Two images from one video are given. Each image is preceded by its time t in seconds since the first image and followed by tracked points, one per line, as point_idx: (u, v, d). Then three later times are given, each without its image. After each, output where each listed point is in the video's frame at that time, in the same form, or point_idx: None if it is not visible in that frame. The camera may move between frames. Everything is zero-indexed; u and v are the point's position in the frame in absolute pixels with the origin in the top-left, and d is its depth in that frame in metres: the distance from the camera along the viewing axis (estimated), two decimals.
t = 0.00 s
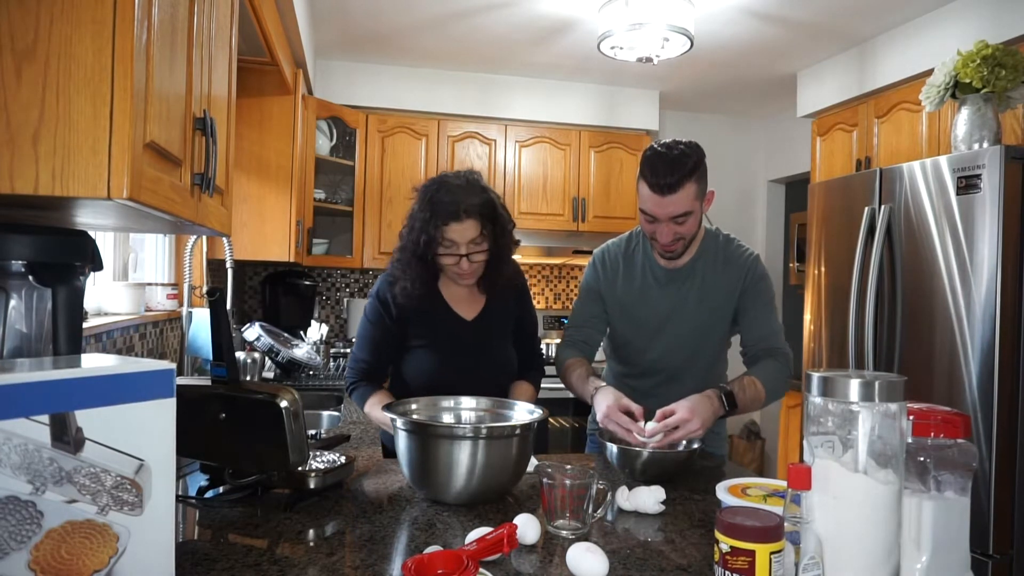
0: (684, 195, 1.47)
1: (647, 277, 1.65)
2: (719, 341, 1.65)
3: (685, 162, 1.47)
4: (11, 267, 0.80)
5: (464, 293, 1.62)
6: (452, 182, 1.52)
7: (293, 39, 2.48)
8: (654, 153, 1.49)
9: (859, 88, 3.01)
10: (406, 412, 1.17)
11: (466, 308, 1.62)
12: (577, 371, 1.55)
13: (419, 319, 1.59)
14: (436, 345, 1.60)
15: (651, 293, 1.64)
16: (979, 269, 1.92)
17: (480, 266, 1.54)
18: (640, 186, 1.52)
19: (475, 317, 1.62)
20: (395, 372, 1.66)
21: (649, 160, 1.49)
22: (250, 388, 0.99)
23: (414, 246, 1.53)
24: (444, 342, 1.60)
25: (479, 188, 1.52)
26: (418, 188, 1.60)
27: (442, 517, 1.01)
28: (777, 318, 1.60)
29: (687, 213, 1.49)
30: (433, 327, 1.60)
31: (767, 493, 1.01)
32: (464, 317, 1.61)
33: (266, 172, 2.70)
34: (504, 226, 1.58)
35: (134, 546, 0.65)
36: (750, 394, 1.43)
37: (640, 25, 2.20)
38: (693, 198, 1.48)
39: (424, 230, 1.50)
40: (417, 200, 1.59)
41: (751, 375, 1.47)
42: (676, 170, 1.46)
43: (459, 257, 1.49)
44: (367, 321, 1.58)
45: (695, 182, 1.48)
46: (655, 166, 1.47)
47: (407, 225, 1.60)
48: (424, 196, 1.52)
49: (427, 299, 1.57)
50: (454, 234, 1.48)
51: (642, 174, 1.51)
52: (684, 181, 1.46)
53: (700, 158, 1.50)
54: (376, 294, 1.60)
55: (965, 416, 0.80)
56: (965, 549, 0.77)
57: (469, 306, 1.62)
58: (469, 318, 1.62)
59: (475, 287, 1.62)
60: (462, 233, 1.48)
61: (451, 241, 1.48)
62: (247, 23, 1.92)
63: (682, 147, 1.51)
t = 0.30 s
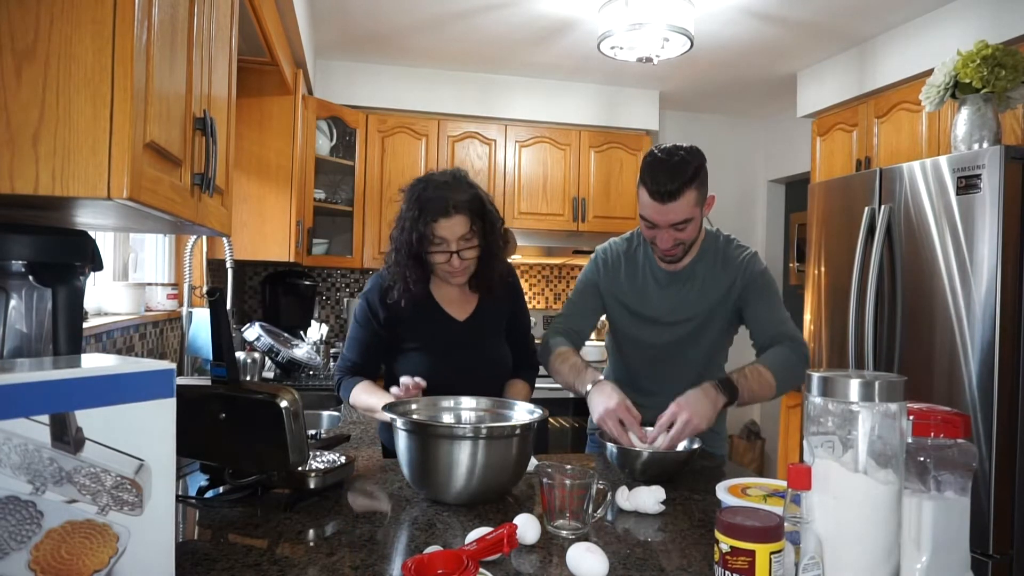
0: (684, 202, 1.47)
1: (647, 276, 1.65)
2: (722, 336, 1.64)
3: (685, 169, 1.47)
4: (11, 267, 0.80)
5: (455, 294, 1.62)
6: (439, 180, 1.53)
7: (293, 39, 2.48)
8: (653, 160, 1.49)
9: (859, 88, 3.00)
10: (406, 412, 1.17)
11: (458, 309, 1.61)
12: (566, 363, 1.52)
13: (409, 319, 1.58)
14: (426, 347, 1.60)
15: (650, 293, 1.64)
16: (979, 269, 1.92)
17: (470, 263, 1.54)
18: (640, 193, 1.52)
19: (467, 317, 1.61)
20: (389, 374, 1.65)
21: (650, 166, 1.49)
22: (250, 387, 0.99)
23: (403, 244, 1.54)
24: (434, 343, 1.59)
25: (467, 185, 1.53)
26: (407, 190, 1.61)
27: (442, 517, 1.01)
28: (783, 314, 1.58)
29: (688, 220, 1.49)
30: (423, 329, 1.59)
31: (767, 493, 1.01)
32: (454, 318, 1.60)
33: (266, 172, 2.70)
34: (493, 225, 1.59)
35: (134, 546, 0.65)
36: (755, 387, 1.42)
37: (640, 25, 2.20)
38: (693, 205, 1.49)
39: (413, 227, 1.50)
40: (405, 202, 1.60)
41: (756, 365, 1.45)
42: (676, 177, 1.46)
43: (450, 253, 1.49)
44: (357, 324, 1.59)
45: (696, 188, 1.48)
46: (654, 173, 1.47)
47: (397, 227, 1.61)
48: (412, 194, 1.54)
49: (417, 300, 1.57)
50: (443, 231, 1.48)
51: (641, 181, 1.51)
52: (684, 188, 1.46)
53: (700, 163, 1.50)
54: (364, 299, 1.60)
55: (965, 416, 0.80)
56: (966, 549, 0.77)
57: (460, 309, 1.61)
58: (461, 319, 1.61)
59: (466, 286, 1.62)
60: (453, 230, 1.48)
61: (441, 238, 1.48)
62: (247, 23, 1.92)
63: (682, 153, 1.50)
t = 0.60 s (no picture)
0: (684, 204, 1.47)
1: (648, 271, 1.65)
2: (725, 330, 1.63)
3: (684, 170, 1.46)
4: (11, 267, 0.80)
5: (453, 293, 1.63)
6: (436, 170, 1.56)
7: (293, 39, 2.48)
8: (652, 161, 1.49)
9: (859, 88, 3.00)
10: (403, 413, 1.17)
11: (457, 310, 1.62)
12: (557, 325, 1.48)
13: (410, 320, 1.58)
14: (431, 349, 1.59)
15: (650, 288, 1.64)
16: (979, 269, 1.92)
17: (468, 250, 1.55)
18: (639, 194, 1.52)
19: (466, 317, 1.62)
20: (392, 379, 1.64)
21: (649, 168, 1.49)
22: (250, 387, 0.99)
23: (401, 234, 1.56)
24: (438, 345, 1.59)
25: (462, 174, 1.57)
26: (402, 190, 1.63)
27: (441, 517, 1.01)
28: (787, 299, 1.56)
29: (688, 220, 1.49)
30: (426, 331, 1.58)
31: (767, 493, 1.01)
32: (453, 317, 1.60)
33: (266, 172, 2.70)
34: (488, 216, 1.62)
35: (134, 546, 0.65)
36: (759, 332, 1.36)
37: (640, 24, 2.20)
38: (693, 206, 1.48)
39: (410, 215, 1.53)
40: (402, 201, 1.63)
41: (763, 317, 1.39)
42: (676, 178, 1.45)
43: (448, 239, 1.51)
44: (359, 329, 1.58)
45: (695, 190, 1.47)
46: (653, 176, 1.47)
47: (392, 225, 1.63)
48: (408, 187, 1.57)
49: (417, 294, 1.57)
50: (441, 217, 1.50)
51: (640, 182, 1.50)
52: (684, 190, 1.46)
53: (698, 163, 1.49)
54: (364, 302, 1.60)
55: (965, 416, 0.80)
56: (965, 549, 0.77)
57: (459, 309, 1.62)
58: (459, 319, 1.61)
59: (464, 285, 1.63)
60: (449, 215, 1.50)
61: (439, 224, 1.50)
62: (247, 23, 1.92)
63: (680, 152, 1.50)
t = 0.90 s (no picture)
0: (682, 197, 1.47)
1: (645, 269, 1.65)
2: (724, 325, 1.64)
3: (682, 163, 1.46)
4: (11, 267, 0.80)
5: (461, 292, 1.63)
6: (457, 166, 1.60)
7: (293, 39, 2.48)
8: (650, 154, 1.49)
9: (859, 88, 3.00)
10: (398, 413, 1.16)
11: (464, 309, 1.61)
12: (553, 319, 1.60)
13: (416, 315, 1.57)
14: (433, 346, 1.58)
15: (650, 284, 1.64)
16: (979, 269, 1.92)
17: (486, 247, 1.57)
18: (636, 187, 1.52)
19: (472, 316, 1.61)
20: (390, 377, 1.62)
21: (646, 161, 1.49)
22: (250, 387, 0.99)
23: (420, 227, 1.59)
24: (441, 340, 1.58)
25: (486, 173, 1.62)
26: (417, 190, 1.66)
27: (441, 517, 1.01)
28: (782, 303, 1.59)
29: (686, 213, 1.49)
30: (429, 327, 1.58)
31: (767, 493, 1.01)
32: (460, 316, 1.60)
33: (266, 172, 2.70)
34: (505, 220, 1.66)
35: (133, 546, 0.65)
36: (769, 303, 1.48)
37: (640, 24, 2.20)
38: (691, 199, 1.48)
39: (432, 206, 1.56)
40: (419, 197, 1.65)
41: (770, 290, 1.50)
42: (673, 171, 1.46)
43: (469, 231, 1.53)
44: (364, 321, 1.57)
45: (692, 183, 1.47)
46: (650, 168, 1.47)
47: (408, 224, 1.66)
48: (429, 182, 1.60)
49: (428, 288, 1.58)
50: (464, 209, 1.54)
51: (638, 176, 1.51)
52: (681, 182, 1.46)
53: (695, 157, 1.49)
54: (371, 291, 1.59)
55: (965, 415, 0.80)
56: (965, 550, 0.77)
57: (467, 307, 1.62)
58: (466, 318, 1.61)
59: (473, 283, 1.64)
60: (472, 208, 1.54)
61: (463, 216, 1.54)
62: (247, 23, 1.92)
63: (677, 146, 1.50)
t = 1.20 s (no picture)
0: (676, 192, 1.47)
1: (645, 276, 1.65)
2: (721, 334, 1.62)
3: (675, 159, 1.47)
4: (11, 267, 0.80)
5: (473, 291, 1.62)
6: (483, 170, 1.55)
7: (293, 39, 2.48)
8: (644, 151, 1.50)
9: (859, 88, 3.00)
10: (398, 413, 1.16)
11: (474, 306, 1.61)
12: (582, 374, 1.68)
13: (427, 310, 1.57)
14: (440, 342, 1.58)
15: (648, 291, 1.64)
16: (979, 269, 1.92)
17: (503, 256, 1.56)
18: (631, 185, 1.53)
19: (482, 314, 1.62)
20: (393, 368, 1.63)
21: (640, 158, 1.50)
22: (250, 387, 0.99)
23: (441, 230, 1.54)
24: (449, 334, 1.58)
25: (511, 182, 1.58)
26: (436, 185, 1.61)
27: (441, 517, 1.01)
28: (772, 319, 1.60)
29: (680, 210, 1.49)
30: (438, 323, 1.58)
31: (767, 493, 1.01)
32: (470, 314, 1.60)
33: (266, 172, 2.70)
34: (521, 224, 1.64)
35: (133, 547, 0.65)
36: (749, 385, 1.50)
37: (640, 24, 2.20)
38: (685, 195, 1.48)
39: (458, 212, 1.51)
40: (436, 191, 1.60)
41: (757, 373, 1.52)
42: (667, 167, 1.46)
43: (494, 243, 1.51)
44: (375, 313, 1.55)
45: (685, 179, 1.47)
46: (644, 163, 1.48)
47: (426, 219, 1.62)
48: (453, 183, 1.54)
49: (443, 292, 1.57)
50: (492, 220, 1.50)
51: (632, 173, 1.51)
52: (676, 177, 1.46)
53: (690, 154, 1.51)
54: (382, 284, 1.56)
55: (965, 415, 0.79)
56: (965, 549, 0.77)
57: (476, 304, 1.62)
58: (476, 315, 1.61)
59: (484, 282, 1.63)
60: (500, 221, 1.51)
61: (490, 228, 1.50)
62: (247, 23, 1.92)
63: (672, 143, 1.51)
